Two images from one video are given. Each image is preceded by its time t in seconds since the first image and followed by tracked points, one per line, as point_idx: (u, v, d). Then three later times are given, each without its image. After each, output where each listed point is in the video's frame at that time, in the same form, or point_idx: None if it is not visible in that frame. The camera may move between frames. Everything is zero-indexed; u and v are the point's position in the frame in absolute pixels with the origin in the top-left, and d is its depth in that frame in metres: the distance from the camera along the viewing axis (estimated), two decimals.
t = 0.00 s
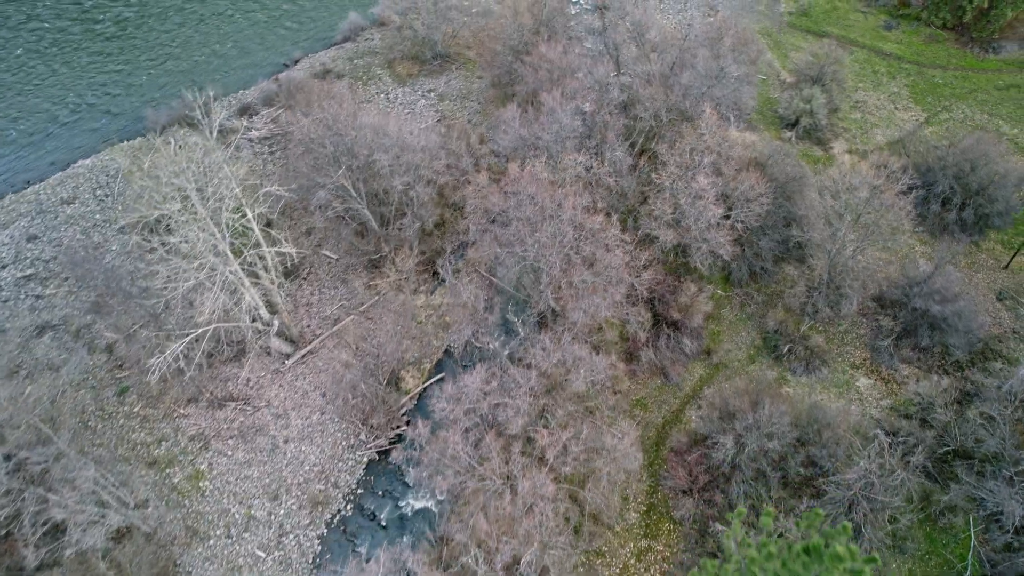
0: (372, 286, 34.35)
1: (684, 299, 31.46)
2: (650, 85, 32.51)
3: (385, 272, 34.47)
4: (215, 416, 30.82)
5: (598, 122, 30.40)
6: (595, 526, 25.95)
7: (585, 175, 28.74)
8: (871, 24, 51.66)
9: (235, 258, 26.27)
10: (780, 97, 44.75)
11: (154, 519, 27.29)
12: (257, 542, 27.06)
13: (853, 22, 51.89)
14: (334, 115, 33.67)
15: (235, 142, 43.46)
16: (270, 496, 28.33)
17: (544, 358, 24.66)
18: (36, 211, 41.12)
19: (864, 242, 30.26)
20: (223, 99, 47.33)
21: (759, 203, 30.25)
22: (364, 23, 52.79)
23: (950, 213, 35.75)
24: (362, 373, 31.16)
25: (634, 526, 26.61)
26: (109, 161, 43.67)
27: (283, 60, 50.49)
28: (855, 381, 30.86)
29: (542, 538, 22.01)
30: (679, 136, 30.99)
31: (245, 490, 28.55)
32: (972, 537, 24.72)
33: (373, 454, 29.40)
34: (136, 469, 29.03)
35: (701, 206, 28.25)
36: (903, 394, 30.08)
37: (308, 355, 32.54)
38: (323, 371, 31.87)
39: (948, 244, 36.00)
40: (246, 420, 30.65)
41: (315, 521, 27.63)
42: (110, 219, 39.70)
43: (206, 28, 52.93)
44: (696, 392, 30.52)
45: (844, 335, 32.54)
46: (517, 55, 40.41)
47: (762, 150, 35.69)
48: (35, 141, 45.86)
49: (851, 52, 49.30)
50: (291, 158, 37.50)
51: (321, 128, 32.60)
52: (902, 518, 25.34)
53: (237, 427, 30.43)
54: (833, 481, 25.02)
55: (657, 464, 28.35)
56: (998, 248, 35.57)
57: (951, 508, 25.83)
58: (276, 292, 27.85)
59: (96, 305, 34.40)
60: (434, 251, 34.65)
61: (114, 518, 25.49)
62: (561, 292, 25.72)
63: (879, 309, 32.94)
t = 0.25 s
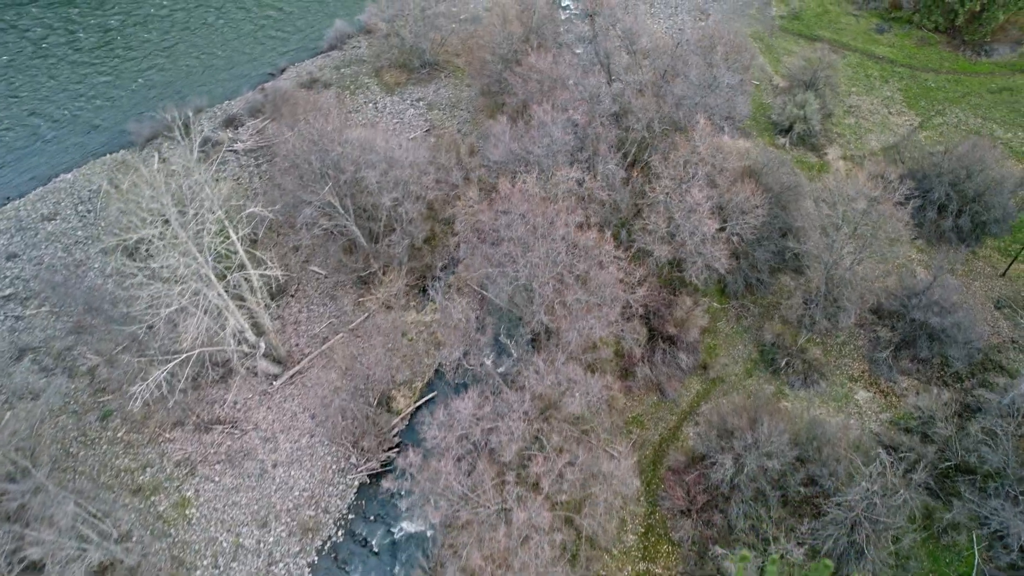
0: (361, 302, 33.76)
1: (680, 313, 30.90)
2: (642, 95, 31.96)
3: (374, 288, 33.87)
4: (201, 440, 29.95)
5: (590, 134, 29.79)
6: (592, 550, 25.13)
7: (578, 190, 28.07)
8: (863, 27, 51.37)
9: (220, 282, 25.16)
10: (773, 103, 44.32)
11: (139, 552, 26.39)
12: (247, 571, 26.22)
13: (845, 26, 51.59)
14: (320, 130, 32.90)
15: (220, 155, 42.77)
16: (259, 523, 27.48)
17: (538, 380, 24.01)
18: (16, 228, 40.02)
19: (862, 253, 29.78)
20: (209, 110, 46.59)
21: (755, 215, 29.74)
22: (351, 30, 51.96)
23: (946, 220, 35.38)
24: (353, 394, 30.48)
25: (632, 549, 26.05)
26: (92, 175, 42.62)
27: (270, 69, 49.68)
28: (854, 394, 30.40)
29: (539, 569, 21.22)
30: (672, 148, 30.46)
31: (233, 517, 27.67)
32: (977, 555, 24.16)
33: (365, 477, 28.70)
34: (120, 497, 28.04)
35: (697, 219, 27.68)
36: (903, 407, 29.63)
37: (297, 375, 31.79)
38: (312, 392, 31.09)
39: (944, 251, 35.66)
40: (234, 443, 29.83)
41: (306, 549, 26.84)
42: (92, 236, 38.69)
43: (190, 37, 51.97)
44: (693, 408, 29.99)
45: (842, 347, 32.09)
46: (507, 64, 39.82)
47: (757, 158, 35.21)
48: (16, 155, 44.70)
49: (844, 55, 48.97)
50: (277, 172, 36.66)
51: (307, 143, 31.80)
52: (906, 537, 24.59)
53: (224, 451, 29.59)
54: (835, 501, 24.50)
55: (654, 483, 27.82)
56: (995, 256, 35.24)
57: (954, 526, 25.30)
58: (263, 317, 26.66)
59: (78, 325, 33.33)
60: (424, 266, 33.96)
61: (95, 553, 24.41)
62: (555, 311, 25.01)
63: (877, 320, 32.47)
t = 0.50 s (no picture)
0: (351, 320, 33.12)
1: (676, 328, 30.34)
2: (635, 106, 31.39)
3: (365, 305, 33.28)
4: (188, 465, 29.07)
5: (583, 147, 29.19)
6: None
7: (571, 206, 27.50)
8: (855, 30, 51.02)
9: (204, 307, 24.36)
10: (767, 109, 43.88)
11: None
12: None
13: (837, 29, 51.23)
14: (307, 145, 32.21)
15: (206, 168, 41.99)
16: (248, 552, 26.65)
17: (533, 404, 23.38)
18: None
19: (860, 266, 29.32)
20: (194, 121, 45.71)
21: (752, 228, 29.21)
22: (339, 38, 51.12)
23: (944, 228, 35.00)
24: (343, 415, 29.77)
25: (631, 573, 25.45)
26: (74, 189, 41.59)
27: (256, 78, 48.84)
28: (854, 408, 29.94)
29: None
30: (667, 160, 29.92)
31: (220, 546, 26.83)
32: None
33: (357, 501, 28.00)
34: (103, 526, 27.10)
35: (693, 234, 27.14)
36: (903, 421, 29.22)
37: (286, 397, 31.07)
38: (301, 414, 30.36)
39: (942, 259, 35.30)
40: (221, 468, 29.00)
41: None
42: (75, 253, 37.71)
43: (174, 45, 50.98)
44: (690, 425, 29.47)
45: (841, 359, 31.64)
46: (497, 73, 39.19)
47: (752, 168, 34.72)
48: None
49: (837, 59, 48.60)
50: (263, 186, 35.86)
51: (293, 157, 31.05)
52: (910, 558, 23.99)
53: (211, 477, 28.75)
54: (838, 523, 24.00)
55: (653, 503, 27.29)
56: (993, 264, 34.90)
57: (959, 545, 24.62)
58: (248, 341, 25.82)
59: (59, 347, 32.37)
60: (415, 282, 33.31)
61: None
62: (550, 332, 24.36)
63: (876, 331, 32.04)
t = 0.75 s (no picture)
0: (342, 338, 32.36)
1: (673, 344, 29.72)
2: (629, 117, 30.79)
3: (355, 322, 32.53)
4: (174, 491, 28.16)
5: (576, 161, 28.55)
6: None
7: (565, 222, 26.87)
8: (849, 34, 50.61)
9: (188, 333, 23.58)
10: (762, 116, 43.41)
11: None
12: None
13: (831, 33, 50.81)
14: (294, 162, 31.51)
15: (192, 181, 41.18)
16: None
17: (527, 430, 22.73)
18: None
19: (859, 279, 28.81)
20: (179, 133, 44.82)
21: (749, 242, 28.65)
22: (328, 46, 50.25)
23: (942, 237, 34.57)
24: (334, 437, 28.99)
25: None
26: (57, 205, 40.68)
27: (243, 88, 48.02)
28: (854, 423, 29.44)
29: None
30: (662, 173, 29.35)
31: None
32: None
33: (349, 526, 27.23)
34: (86, 557, 26.29)
35: (690, 250, 26.54)
36: (904, 436, 28.73)
37: (274, 419, 30.21)
38: (291, 436, 29.52)
39: (940, 268, 34.90)
40: (209, 494, 28.12)
41: None
42: (58, 270, 36.82)
43: (158, 53, 49.99)
44: (688, 443, 28.93)
45: (840, 373, 31.15)
46: (488, 83, 38.50)
47: (748, 178, 34.21)
48: None
49: (831, 64, 48.19)
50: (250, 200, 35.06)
51: (279, 175, 30.30)
52: None
53: (199, 503, 27.86)
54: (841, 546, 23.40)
55: (651, 524, 26.75)
56: (992, 273, 34.49)
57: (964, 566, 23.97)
58: (234, 367, 25.07)
59: (41, 369, 31.48)
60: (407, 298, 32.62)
61: None
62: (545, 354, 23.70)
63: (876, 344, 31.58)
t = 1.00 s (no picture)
0: (332, 357, 31.64)
1: (670, 360, 29.08)
2: (623, 129, 30.20)
3: (346, 340, 31.82)
4: (160, 518, 27.39)
5: (569, 175, 27.93)
6: None
7: (559, 239, 26.18)
8: (843, 38, 50.24)
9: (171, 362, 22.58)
10: (757, 123, 42.94)
11: None
12: None
13: (825, 37, 50.41)
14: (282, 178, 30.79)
15: (179, 195, 40.35)
16: None
17: (522, 457, 22.10)
18: None
19: (859, 293, 28.30)
20: (165, 145, 43.97)
21: (747, 256, 28.10)
22: (316, 54, 49.42)
23: (940, 246, 34.17)
24: (326, 460, 28.35)
25: None
26: (40, 220, 39.75)
27: (231, 98, 47.21)
28: (855, 439, 28.95)
29: None
30: (657, 187, 28.79)
31: None
32: None
33: (340, 553, 26.36)
34: None
35: (687, 266, 25.94)
36: (905, 452, 28.26)
37: (264, 441, 29.45)
38: (281, 459, 28.75)
39: (938, 277, 34.48)
40: (196, 521, 27.35)
41: None
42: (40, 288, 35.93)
43: (143, 62, 49.05)
44: (687, 462, 28.42)
45: (840, 387, 30.64)
46: (479, 92, 37.85)
47: (744, 189, 33.69)
48: None
49: (826, 69, 47.79)
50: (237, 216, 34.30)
51: (265, 192, 29.53)
52: None
53: (186, 531, 27.09)
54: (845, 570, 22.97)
55: (650, 545, 26.26)
56: (991, 282, 34.10)
57: None
58: (220, 396, 24.10)
59: (22, 392, 30.59)
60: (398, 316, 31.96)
61: None
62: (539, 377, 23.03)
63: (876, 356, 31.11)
